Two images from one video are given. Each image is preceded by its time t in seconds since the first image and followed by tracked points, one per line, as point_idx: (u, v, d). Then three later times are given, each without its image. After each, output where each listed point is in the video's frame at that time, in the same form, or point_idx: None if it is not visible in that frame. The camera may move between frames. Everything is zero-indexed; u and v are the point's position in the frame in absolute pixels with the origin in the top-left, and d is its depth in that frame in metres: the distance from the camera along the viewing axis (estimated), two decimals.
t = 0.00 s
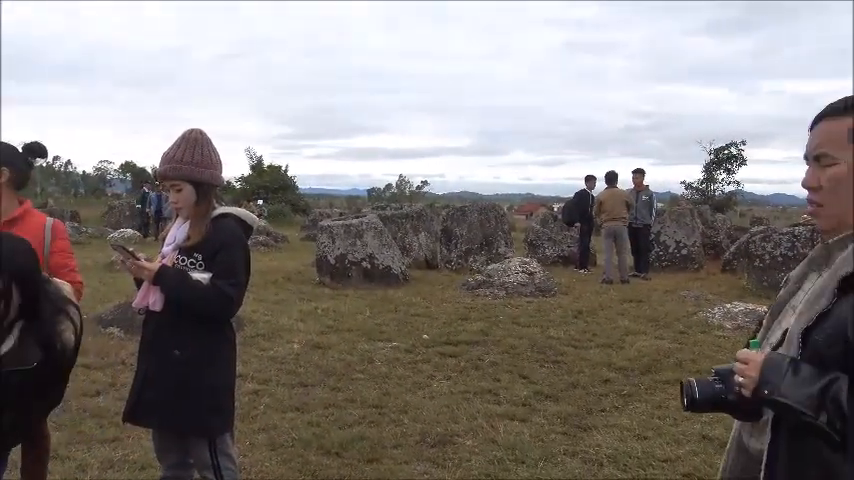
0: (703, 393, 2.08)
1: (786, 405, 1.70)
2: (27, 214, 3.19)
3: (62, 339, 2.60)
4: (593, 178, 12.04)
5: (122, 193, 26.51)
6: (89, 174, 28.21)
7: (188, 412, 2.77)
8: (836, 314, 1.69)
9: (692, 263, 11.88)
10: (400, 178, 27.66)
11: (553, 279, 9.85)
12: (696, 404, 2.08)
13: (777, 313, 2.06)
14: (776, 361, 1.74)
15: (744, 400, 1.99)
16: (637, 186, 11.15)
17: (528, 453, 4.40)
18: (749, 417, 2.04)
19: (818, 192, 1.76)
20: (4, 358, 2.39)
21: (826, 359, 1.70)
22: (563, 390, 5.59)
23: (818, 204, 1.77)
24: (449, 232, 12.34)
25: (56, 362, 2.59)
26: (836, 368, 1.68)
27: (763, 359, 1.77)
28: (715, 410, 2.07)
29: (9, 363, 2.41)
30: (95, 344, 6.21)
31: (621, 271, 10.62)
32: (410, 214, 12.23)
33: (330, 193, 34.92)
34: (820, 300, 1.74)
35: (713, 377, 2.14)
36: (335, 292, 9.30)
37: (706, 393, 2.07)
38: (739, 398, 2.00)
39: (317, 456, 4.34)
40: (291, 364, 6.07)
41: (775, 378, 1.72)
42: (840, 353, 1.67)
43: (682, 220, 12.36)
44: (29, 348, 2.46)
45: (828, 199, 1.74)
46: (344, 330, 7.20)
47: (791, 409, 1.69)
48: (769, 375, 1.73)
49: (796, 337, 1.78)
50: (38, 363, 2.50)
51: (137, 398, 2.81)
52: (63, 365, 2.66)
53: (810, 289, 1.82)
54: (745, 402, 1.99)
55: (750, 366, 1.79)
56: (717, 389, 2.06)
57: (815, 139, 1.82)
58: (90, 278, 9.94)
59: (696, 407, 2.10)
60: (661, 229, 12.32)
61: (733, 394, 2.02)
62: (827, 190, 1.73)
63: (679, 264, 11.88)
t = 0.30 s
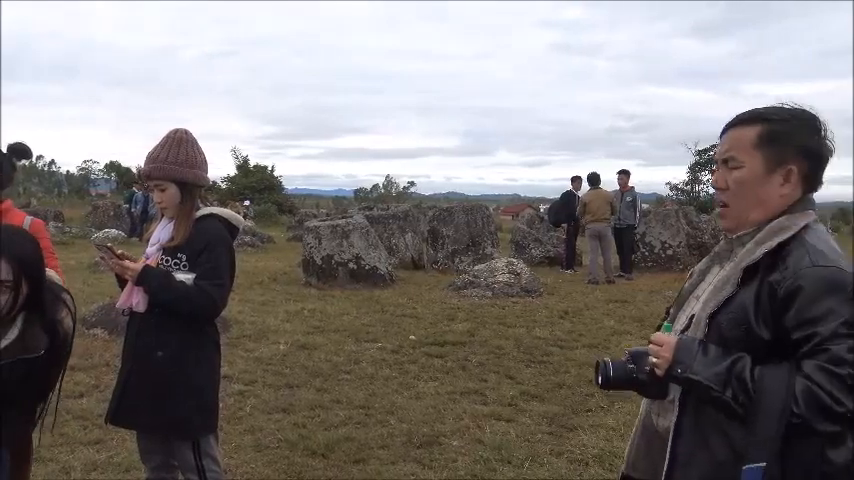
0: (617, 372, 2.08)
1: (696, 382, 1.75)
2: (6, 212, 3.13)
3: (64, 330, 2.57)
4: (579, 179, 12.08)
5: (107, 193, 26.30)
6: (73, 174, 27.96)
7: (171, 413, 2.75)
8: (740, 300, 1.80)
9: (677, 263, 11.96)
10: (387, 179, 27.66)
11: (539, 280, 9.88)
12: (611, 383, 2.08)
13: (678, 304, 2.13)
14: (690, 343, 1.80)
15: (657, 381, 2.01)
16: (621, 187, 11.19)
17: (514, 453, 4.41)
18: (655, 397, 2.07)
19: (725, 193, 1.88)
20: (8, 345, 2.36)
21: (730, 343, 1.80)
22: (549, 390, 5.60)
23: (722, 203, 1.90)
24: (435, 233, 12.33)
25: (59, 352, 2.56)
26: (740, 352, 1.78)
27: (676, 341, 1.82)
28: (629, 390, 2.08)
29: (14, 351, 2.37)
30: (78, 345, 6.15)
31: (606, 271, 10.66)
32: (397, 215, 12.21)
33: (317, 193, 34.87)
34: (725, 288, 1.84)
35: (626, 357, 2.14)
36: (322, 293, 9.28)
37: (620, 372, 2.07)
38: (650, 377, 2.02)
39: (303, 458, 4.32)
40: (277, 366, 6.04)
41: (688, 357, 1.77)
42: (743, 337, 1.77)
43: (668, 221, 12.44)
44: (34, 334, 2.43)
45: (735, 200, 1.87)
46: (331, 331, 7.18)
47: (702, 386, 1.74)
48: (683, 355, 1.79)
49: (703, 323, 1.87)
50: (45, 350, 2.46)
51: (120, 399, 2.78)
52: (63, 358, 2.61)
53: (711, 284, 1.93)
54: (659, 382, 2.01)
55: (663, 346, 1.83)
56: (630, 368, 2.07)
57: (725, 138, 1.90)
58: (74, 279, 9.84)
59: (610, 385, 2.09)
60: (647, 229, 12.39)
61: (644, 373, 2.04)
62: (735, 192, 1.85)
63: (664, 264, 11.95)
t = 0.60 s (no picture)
0: (565, 361, 2.17)
1: (633, 357, 1.86)
2: None
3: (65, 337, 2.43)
4: (568, 180, 12.13)
5: (95, 193, 26.14)
6: (61, 174, 27.77)
7: (158, 413, 2.74)
8: (674, 285, 1.94)
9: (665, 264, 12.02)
10: (377, 179, 27.65)
11: (529, 280, 9.90)
12: (558, 371, 2.17)
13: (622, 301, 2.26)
14: (628, 323, 1.92)
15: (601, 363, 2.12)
16: (609, 188, 11.23)
17: (504, 453, 4.42)
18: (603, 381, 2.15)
19: (660, 193, 2.02)
20: (11, 349, 2.20)
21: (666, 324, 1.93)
22: (538, 390, 5.62)
23: (657, 203, 2.04)
24: (425, 233, 12.34)
25: (59, 359, 2.41)
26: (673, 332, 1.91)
27: (616, 322, 1.95)
28: (578, 378, 2.16)
29: (17, 354, 2.21)
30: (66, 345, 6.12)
31: (595, 272, 10.70)
32: (387, 215, 12.22)
33: (307, 193, 34.81)
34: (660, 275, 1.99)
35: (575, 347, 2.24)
36: (311, 293, 9.27)
37: (568, 361, 2.16)
38: (594, 358, 2.12)
39: (292, 458, 4.31)
40: (266, 366, 6.03)
41: (626, 335, 1.90)
42: (677, 317, 1.90)
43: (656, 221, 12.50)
44: (38, 337, 2.29)
45: (668, 199, 2.01)
46: (320, 332, 7.17)
47: (638, 360, 1.86)
48: (622, 335, 1.91)
49: (641, 307, 2.01)
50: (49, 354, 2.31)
51: (105, 399, 2.77)
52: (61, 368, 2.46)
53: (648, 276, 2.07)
54: (604, 363, 2.11)
55: (604, 327, 1.95)
56: (577, 356, 2.17)
57: (656, 142, 2.03)
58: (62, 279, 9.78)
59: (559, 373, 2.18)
60: (636, 230, 12.46)
61: (590, 357, 2.14)
62: (669, 192, 1.99)
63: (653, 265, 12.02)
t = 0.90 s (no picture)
0: (545, 355, 2.19)
1: (603, 349, 1.89)
2: None
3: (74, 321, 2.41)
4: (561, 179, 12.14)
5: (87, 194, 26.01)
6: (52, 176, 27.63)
7: (151, 414, 2.73)
8: (645, 278, 1.98)
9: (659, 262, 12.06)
10: (370, 179, 27.63)
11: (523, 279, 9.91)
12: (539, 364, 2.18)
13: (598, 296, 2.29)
14: (600, 315, 1.95)
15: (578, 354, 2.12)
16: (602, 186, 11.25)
17: (499, 451, 4.42)
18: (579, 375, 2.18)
19: (636, 193, 2.04)
20: (19, 333, 2.21)
21: (636, 316, 1.97)
22: (533, 388, 5.63)
23: (634, 202, 2.06)
24: (419, 233, 12.33)
25: (69, 347, 2.39)
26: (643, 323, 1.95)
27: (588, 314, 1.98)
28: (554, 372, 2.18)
29: (25, 339, 2.21)
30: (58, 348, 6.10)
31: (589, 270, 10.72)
32: (380, 215, 12.22)
33: (301, 193, 34.75)
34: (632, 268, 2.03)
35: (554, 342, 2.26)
36: (305, 293, 9.25)
37: (546, 356, 2.18)
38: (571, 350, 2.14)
39: (287, 459, 4.30)
40: (260, 367, 6.01)
41: (597, 327, 1.93)
42: (647, 309, 1.94)
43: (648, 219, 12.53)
44: (48, 321, 2.28)
45: (644, 198, 2.04)
46: (314, 332, 7.16)
47: (608, 351, 1.89)
48: (593, 327, 1.94)
49: (614, 301, 2.04)
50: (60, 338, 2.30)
51: (98, 400, 2.76)
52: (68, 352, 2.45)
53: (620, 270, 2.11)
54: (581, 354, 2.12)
55: (577, 320, 1.98)
56: (553, 349, 2.19)
57: (631, 142, 2.05)
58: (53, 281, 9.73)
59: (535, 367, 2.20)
60: (629, 228, 12.49)
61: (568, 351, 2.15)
62: (644, 191, 2.02)
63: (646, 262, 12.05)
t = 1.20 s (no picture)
0: (529, 345, 2.18)
1: (576, 345, 1.91)
2: None
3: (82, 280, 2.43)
4: (560, 170, 12.13)
5: (85, 191, 25.98)
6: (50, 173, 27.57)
7: (153, 411, 2.73)
8: (621, 274, 1.98)
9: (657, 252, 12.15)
10: (368, 173, 27.61)
11: (522, 271, 9.92)
12: (523, 355, 2.18)
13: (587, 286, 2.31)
14: (576, 311, 1.96)
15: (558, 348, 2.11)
16: (601, 177, 11.24)
17: (500, 443, 4.44)
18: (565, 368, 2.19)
19: (620, 185, 2.04)
20: (26, 284, 2.26)
21: (613, 312, 1.97)
22: (533, 379, 5.64)
23: (618, 194, 2.05)
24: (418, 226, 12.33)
25: (75, 305, 2.38)
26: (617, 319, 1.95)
27: (565, 309, 1.99)
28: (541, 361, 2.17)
29: (33, 291, 2.26)
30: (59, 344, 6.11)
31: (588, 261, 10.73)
32: (379, 209, 12.22)
33: (299, 187, 34.74)
34: (611, 263, 2.03)
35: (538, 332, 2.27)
36: (305, 288, 9.26)
37: (532, 346, 2.17)
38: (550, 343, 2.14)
39: (289, 452, 4.32)
40: (261, 361, 6.01)
41: (572, 324, 1.94)
42: (622, 305, 1.94)
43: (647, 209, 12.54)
44: (51, 273, 2.31)
45: (628, 191, 2.04)
46: (315, 326, 7.17)
47: (580, 348, 1.91)
48: (568, 323, 1.95)
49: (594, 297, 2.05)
50: (66, 291, 2.33)
51: (100, 397, 2.77)
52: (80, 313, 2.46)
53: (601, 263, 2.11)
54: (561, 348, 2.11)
55: (554, 315, 1.99)
56: (536, 341, 2.18)
57: (615, 133, 2.05)
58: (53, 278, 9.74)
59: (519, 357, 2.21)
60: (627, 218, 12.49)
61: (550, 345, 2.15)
62: (628, 183, 2.01)
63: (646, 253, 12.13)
